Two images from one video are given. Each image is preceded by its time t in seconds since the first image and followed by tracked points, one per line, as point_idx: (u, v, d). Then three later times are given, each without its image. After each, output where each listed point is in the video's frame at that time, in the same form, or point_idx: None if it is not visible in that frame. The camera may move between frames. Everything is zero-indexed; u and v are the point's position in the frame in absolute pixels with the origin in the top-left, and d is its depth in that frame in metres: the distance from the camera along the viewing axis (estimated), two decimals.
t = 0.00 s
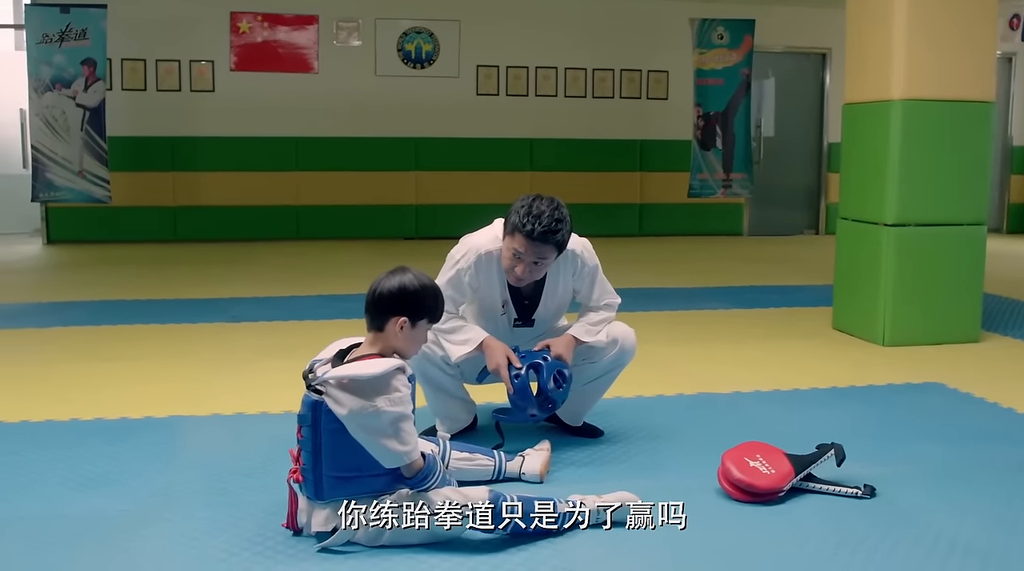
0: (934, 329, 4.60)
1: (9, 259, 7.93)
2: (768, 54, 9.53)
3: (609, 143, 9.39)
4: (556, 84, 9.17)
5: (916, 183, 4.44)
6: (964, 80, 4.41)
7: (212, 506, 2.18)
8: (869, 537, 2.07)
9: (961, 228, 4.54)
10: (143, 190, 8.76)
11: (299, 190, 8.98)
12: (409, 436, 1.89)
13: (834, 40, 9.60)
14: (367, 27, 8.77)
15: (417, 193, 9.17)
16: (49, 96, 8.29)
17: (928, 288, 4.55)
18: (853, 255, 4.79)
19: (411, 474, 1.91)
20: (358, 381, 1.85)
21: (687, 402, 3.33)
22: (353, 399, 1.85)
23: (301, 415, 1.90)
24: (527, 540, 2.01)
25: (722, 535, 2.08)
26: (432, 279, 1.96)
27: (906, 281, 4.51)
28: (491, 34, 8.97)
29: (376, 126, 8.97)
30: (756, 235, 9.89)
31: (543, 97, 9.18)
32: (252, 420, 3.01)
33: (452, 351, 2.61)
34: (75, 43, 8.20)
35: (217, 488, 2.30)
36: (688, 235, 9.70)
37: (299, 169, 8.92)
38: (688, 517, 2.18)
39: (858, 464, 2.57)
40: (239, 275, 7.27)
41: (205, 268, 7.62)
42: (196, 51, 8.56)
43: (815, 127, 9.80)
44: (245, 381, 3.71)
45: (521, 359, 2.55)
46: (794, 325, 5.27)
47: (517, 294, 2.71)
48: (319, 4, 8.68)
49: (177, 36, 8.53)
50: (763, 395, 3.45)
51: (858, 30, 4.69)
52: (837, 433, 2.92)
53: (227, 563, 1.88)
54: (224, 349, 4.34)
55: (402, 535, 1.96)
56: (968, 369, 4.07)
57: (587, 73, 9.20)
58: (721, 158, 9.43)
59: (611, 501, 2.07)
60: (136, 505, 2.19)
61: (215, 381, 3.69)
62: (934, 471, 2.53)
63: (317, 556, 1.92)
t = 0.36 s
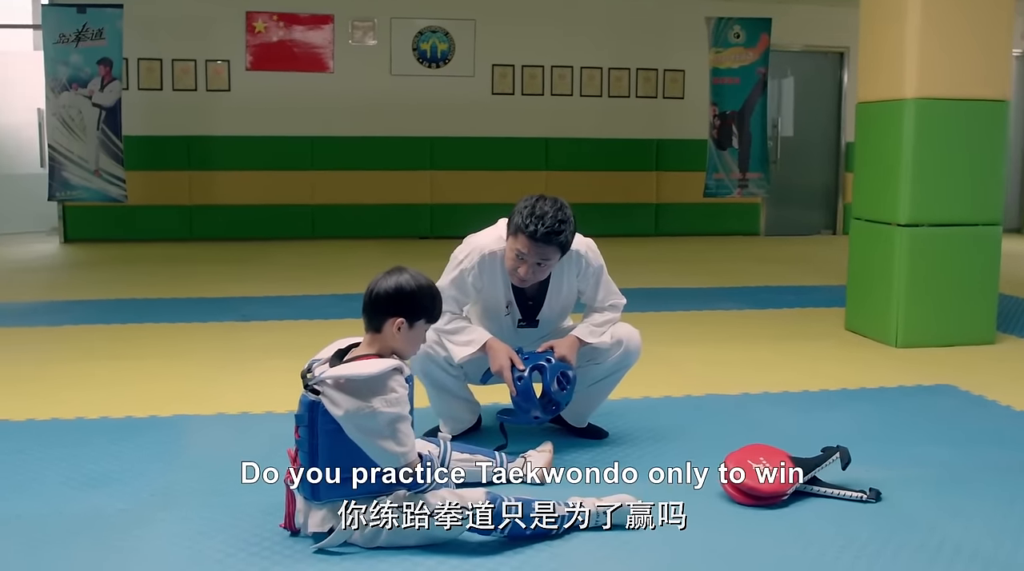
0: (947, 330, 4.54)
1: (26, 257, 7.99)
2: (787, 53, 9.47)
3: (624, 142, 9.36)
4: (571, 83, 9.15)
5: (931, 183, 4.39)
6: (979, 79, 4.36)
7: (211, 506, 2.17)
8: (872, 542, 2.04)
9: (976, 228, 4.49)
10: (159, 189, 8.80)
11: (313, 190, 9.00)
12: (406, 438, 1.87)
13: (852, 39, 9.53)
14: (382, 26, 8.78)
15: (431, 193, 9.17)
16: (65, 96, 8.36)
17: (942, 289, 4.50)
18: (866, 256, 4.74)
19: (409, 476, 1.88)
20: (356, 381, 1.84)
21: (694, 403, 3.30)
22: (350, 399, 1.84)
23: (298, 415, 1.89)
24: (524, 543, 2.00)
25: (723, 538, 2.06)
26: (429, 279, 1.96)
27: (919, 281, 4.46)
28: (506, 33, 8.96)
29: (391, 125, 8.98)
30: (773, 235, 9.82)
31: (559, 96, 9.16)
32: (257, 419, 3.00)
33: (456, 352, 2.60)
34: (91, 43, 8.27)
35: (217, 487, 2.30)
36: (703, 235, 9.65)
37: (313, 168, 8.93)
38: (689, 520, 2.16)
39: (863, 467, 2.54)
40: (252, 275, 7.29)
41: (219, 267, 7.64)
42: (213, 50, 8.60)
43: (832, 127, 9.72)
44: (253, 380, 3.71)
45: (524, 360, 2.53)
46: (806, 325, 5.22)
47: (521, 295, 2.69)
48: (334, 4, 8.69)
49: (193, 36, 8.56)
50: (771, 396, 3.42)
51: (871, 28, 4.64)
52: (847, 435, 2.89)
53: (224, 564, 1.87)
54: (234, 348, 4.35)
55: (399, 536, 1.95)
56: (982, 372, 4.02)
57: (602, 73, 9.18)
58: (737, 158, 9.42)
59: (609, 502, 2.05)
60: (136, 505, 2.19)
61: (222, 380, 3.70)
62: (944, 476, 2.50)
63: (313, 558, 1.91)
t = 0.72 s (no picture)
0: (963, 333, 4.49)
1: (46, 257, 8.06)
2: (807, 53, 9.40)
3: (642, 143, 9.32)
4: (589, 83, 9.12)
5: (947, 184, 4.34)
6: (997, 79, 4.30)
7: (212, 506, 2.17)
8: (876, 549, 2.02)
9: (993, 230, 4.43)
10: (177, 189, 8.84)
11: (329, 190, 9.02)
12: (406, 440, 1.86)
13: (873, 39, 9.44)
14: (400, 27, 8.79)
15: (448, 193, 9.17)
16: (84, 97, 8.41)
17: (957, 291, 4.45)
18: (882, 258, 4.69)
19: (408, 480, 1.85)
20: (355, 382, 1.83)
21: (704, 405, 3.27)
22: (349, 400, 1.84)
23: (298, 415, 1.89)
24: (525, 545, 1.98)
25: (725, 544, 2.04)
26: (429, 280, 1.95)
27: (934, 283, 4.41)
28: (522, 34, 8.95)
29: (407, 126, 8.99)
30: (791, 236, 9.75)
31: (576, 96, 9.14)
32: (264, 419, 3.01)
33: (461, 353, 2.59)
34: (110, 44, 8.33)
35: (220, 488, 2.30)
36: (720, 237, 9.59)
37: (330, 168, 8.95)
38: (693, 524, 2.14)
39: (873, 471, 2.51)
40: (268, 274, 7.31)
41: (236, 267, 7.68)
42: (231, 51, 8.64)
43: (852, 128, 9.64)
44: (263, 380, 3.71)
45: (529, 361, 2.52)
46: (821, 328, 5.18)
47: (527, 296, 2.68)
48: (352, 4, 8.72)
49: (212, 37, 8.60)
50: (781, 399, 3.39)
51: (888, 27, 4.59)
52: (858, 438, 2.86)
53: (222, 564, 1.88)
54: (246, 348, 4.36)
55: (397, 538, 1.93)
56: (998, 375, 3.97)
57: (621, 73, 9.15)
58: (755, 158, 9.36)
59: (610, 505, 2.04)
60: (139, 504, 2.19)
61: (232, 380, 3.71)
62: (957, 481, 2.46)
63: (312, 559, 1.91)
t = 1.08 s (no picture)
0: (971, 332, 4.45)
1: (58, 255, 8.10)
2: (820, 51, 9.35)
3: (652, 141, 9.29)
4: (600, 82, 9.10)
5: (957, 182, 4.31)
6: (1008, 77, 4.26)
7: (209, 504, 2.17)
8: (876, 551, 2.00)
9: (1003, 229, 4.39)
10: (188, 188, 8.87)
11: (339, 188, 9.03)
12: (402, 437, 1.84)
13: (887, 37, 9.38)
14: (410, 25, 8.79)
15: (457, 192, 9.16)
16: (95, 96, 8.52)
17: (966, 291, 4.41)
18: (890, 257, 4.66)
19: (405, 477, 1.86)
20: (349, 380, 1.83)
21: (708, 405, 3.25)
22: (344, 399, 1.83)
23: (293, 414, 1.89)
24: (521, 545, 1.97)
25: (722, 545, 2.02)
26: (423, 278, 1.97)
27: (943, 283, 4.38)
28: (533, 32, 8.93)
29: (416, 124, 8.98)
30: (803, 235, 9.69)
31: (587, 94, 9.11)
32: (265, 417, 3.01)
33: (461, 352, 2.59)
34: (121, 43, 8.46)
35: (218, 486, 2.30)
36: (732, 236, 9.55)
37: (339, 167, 8.96)
38: (690, 525, 2.13)
39: (876, 472, 2.49)
40: (277, 273, 7.32)
41: (245, 265, 7.70)
42: (242, 50, 8.65)
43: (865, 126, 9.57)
44: (267, 378, 3.72)
45: (528, 359, 2.51)
46: (829, 327, 5.14)
47: (526, 294, 2.67)
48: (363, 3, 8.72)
49: (223, 35, 8.62)
50: (786, 399, 3.37)
51: (897, 24, 4.55)
52: (864, 439, 2.83)
53: (218, 562, 1.88)
54: (253, 346, 4.37)
55: (392, 537, 1.93)
56: (1006, 376, 3.94)
57: (632, 71, 9.12)
58: (767, 157, 9.38)
59: (607, 506, 2.02)
60: (136, 502, 2.19)
61: (236, 378, 3.71)
62: (961, 483, 2.43)
63: (306, 558, 1.90)
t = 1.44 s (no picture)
0: (984, 330, 4.41)
1: (73, 250, 8.16)
2: (837, 46, 9.26)
3: (667, 136, 9.25)
4: (615, 77, 9.06)
5: (968, 178, 4.26)
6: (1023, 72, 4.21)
7: (209, 500, 2.17)
8: (878, 552, 1.98)
9: (1016, 226, 4.34)
10: (203, 183, 8.89)
11: (352, 184, 9.04)
12: (399, 435, 1.84)
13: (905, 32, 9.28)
14: (425, 21, 8.78)
15: (470, 187, 9.15)
16: (111, 91, 8.53)
17: (979, 288, 4.37)
18: (903, 253, 4.61)
19: (402, 473, 1.85)
20: (347, 377, 1.82)
21: (716, 403, 3.23)
22: (341, 396, 1.82)
23: (291, 410, 1.88)
24: (519, 543, 1.96)
25: (721, 545, 2.01)
26: (421, 273, 1.98)
27: (955, 281, 4.33)
28: (547, 27, 8.91)
29: (429, 120, 8.98)
30: (821, 231, 9.60)
31: (601, 90, 9.08)
32: (270, 412, 3.01)
33: (464, 348, 2.58)
34: (136, 39, 8.46)
35: (219, 482, 2.30)
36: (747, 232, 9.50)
37: (352, 163, 8.97)
38: (691, 524, 2.11)
39: (883, 472, 2.46)
40: (290, 268, 7.33)
41: (259, 260, 7.72)
42: (257, 45, 8.67)
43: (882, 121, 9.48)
44: (275, 373, 3.72)
45: (531, 356, 2.50)
46: (841, 324, 5.10)
47: (529, 290, 2.66)
48: None
49: (238, 31, 8.64)
50: (795, 397, 3.34)
51: (911, 19, 4.50)
52: (873, 438, 2.80)
53: (216, 557, 1.88)
54: (262, 341, 4.37)
55: (389, 534, 1.92)
56: (1019, 375, 3.89)
57: (647, 66, 9.08)
58: (782, 153, 9.32)
59: (606, 504, 2.01)
60: (138, 497, 2.20)
61: (245, 374, 3.71)
62: (967, 483, 2.40)
63: (303, 554, 1.90)
